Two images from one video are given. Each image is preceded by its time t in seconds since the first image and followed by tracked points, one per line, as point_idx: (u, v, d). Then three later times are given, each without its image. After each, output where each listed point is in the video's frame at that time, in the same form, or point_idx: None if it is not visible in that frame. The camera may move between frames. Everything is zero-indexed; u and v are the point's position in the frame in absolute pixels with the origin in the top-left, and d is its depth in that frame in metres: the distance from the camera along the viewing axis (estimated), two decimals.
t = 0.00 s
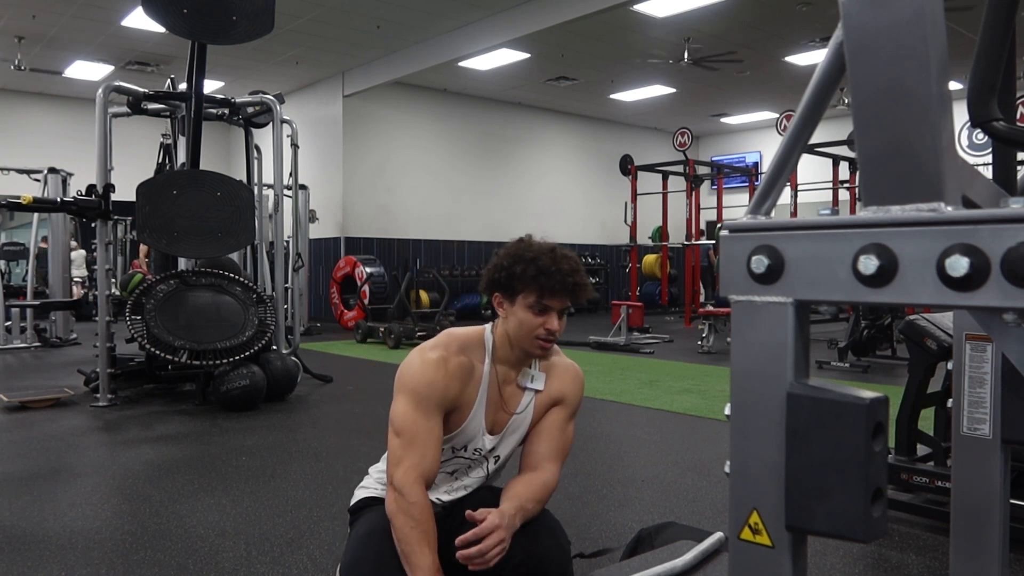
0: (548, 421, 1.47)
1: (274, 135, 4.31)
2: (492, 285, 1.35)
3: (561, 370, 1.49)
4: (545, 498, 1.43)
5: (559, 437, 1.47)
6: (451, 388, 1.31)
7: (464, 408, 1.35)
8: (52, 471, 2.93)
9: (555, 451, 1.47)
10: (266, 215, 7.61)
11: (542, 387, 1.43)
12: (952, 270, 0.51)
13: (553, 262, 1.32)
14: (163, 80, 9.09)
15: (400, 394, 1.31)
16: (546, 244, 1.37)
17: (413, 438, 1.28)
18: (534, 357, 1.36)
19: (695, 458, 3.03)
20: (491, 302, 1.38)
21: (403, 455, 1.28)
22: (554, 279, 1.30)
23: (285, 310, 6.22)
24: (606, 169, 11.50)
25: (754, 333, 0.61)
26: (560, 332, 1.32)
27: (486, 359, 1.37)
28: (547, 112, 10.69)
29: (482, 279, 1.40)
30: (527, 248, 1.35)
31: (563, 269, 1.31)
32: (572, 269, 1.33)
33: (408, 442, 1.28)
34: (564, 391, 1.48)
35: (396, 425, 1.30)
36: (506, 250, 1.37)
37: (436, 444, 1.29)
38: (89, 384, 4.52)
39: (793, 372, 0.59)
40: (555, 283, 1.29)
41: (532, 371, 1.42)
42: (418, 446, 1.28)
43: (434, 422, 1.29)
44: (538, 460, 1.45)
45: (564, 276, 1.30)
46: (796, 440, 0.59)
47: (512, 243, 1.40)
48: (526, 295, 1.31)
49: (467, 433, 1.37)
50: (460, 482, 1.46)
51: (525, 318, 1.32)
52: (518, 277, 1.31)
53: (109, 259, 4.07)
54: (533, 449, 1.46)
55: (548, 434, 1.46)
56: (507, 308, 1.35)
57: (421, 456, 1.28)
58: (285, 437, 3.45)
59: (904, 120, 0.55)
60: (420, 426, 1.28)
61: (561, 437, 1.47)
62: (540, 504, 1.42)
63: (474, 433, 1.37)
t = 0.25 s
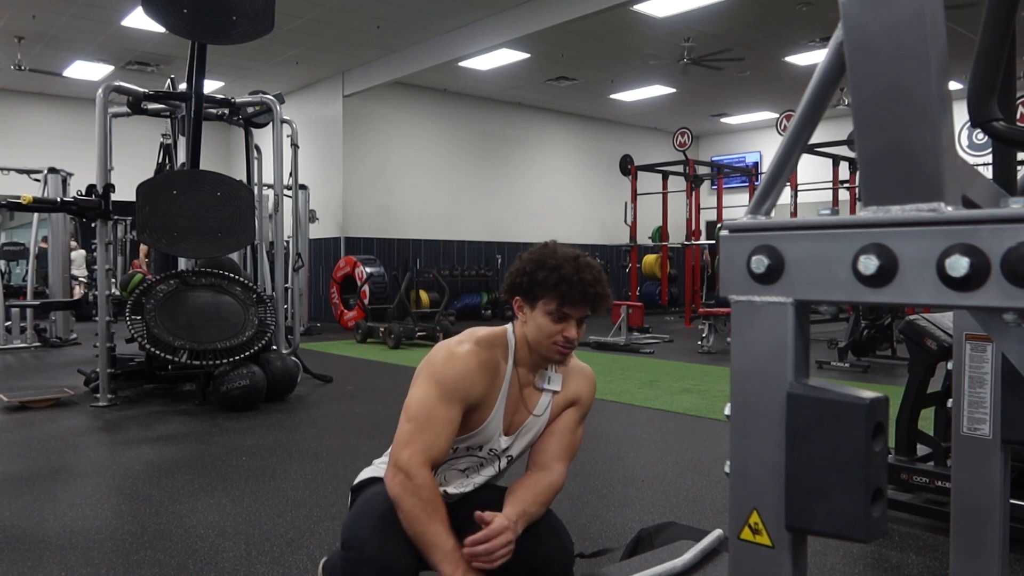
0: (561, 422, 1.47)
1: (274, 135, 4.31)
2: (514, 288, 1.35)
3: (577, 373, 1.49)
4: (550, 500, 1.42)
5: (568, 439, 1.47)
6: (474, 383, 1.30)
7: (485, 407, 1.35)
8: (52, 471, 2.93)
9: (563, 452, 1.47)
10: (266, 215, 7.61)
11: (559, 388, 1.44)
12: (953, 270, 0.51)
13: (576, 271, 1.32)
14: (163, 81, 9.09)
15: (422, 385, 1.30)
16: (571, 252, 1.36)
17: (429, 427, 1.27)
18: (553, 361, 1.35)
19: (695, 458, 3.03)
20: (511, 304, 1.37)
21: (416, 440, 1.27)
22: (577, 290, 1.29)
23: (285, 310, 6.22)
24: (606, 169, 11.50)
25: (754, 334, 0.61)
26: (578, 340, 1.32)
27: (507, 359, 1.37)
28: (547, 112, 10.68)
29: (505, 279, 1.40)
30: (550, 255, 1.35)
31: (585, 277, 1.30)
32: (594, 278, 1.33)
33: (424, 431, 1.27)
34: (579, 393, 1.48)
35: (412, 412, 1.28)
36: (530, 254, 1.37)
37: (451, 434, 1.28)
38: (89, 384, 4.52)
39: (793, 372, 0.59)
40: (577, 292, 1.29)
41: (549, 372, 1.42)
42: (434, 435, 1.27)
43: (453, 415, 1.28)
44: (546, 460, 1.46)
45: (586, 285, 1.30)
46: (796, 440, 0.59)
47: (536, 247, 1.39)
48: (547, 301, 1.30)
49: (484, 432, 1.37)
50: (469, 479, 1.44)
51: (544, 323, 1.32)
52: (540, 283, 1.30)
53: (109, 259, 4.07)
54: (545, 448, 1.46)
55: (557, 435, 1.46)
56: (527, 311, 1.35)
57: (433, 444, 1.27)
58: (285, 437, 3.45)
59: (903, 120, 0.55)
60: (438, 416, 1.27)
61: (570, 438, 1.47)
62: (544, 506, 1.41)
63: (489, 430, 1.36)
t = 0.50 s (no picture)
0: (560, 421, 1.47)
1: (274, 135, 4.31)
2: (512, 286, 1.35)
3: (575, 373, 1.50)
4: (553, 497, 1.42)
5: (567, 437, 1.47)
6: (478, 377, 1.30)
7: (488, 404, 1.34)
8: (52, 471, 2.93)
9: (562, 451, 1.46)
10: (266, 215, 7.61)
11: (559, 387, 1.44)
12: (952, 270, 0.51)
13: (573, 268, 1.32)
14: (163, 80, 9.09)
15: (424, 380, 1.29)
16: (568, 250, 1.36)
17: (430, 419, 1.26)
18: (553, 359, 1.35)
19: (695, 458, 3.03)
20: (509, 302, 1.38)
21: (416, 431, 1.26)
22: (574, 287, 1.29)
23: (285, 310, 6.23)
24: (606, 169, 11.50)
25: (754, 334, 0.61)
26: (576, 339, 1.32)
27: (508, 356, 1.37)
28: (547, 112, 10.69)
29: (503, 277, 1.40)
30: (547, 253, 1.35)
31: (581, 276, 1.30)
32: (592, 276, 1.33)
33: (426, 424, 1.26)
34: (578, 392, 1.48)
35: (413, 405, 1.28)
36: (528, 252, 1.37)
37: (454, 427, 1.27)
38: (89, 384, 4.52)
39: (793, 372, 0.59)
40: (573, 289, 1.29)
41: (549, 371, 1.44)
42: (437, 427, 1.26)
43: (457, 408, 1.27)
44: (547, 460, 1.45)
45: (583, 283, 1.30)
46: (796, 440, 0.59)
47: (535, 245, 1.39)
48: (545, 299, 1.30)
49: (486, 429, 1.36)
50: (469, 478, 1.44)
51: (543, 321, 1.31)
52: (537, 280, 1.30)
53: (109, 259, 4.07)
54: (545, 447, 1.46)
55: (556, 434, 1.46)
56: (526, 309, 1.35)
57: (438, 436, 1.26)
58: (285, 437, 3.45)
59: (904, 120, 0.55)
60: (440, 408, 1.26)
61: (569, 437, 1.47)
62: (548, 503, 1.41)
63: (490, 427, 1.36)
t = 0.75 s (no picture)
0: (551, 418, 1.47)
1: (274, 135, 4.31)
2: (496, 282, 1.36)
3: (563, 368, 1.50)
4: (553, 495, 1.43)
5: (559, 433, 1.48)
6: (465, 376, 1.29)
7: (478, 403, 1.34)
8: (52, 471, 2.93)
9: (555, 447, 1.47)
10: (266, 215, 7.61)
11: (549, 383, 1.44)
12: (952, 270, 0.51)
13: (557, 262, 1.32)
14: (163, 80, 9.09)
15: (411, 382, 1.29)
16: (552, 245, 1.36)
17: (417, 419, 1.25)
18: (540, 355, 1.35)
19: (695, 458, 3.03)
20: (495, 299, 1.38)
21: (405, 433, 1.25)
22: (558, 281, 1.29)
23: (285, 310, 6.23)
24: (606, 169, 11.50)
25: (754, 334, 0.61)
26: (562, 334, 1.31)
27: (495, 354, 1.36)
28: (547, 112, 10.69)
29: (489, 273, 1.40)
30: (530, 248, 1.35)
31: (566, 271, 1.30)
32: (577, 270, 1.33)
33: (413, 426, 1.25)
34: (566, 387, 1.48)
35: (400, 407, 1.27)
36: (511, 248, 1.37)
37: (443, 427, 1.26)
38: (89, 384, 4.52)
39: (793, 372, 0.59)
40: (557, 284, 1.28)
41: (537, 367, 1.43)
42: (425, 427, 1.25)
43: (445, 408, 1.27)
44: (541, 457, 1.46)
45: (567, 277, 1.30)
46: (796, 440, 0.59)
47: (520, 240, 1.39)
48: (531, 296, 1.30)
49: (478, 430, 1.36)
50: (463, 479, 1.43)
51: (528, 317, 1.31)
52: (521, 276, 1.30)
53: (109, 259, 4.07)
54: (538, 444, 1.47)
55: (548, 430, 1.47)
56: (511, 305, 1.35)
57: (426, 437, 1.25)
58: (285, 437, 3.45)
59: (904, 120, 0.55)
60: (424, 410, 1.25)
61: (560, 432, 1.48)
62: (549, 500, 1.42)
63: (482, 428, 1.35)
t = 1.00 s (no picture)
0: (536, 417, 1.47)
1: (273, 135, 4.31)
2: (468, 282, 1.34)
3: (542, 364, 1.48)
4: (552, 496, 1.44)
5: (547, 431, 1.48)
6: (446, 383, 1.28)
7: (461, 409, 1.32)
8: (52, 471, 2.93)
9: (544, 446, 1.47)
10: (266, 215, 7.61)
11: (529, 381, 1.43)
12: (952, 270, 0.51)
13: (524, 258, 1.30)
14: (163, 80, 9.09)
15: (393, 395, 1.27)
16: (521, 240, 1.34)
17: (403, 433, 1.25)
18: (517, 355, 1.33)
19: (696, 458, 3.03)
20: (469, 299, 1.36)
21: (393, 452, 1.25)
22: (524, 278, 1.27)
23: (285, 310, 6.22)
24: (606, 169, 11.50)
25: (754, 334, 0.61)
26: (534, 331, 1.30)
27: (473, 357, 1.34)
28: (547, 112, 10.68)
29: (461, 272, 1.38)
30: (498, 244, 1.33)
31: (534, 266, 1.28)
32: (546, 264, 1.31)
33: (400, 444, 1.25)
34: (546, 384, 1.48)
35: (384, 426, 1.26)
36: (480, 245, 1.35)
37: (430, 438, 1.26)
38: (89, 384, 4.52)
39: (793, 372, 0.59)
40: (524, 280, 1.27)
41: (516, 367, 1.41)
42: (412, 442, 1.25)
43: (430, 418, 1.26)
44: (533, 458, 1.46)
45: (534, 273, 1.28)
46: (796, 440, 0.59)
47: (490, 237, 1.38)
48: (502, 294, 1.28)
49: (462, 436, 1.34)
50: (457, 488, 1.42)
51: (499, 316, 1.30)
52: (488, 274, 1.29)
53: (109, 259, 4.07)
54: (527, 444, 1.47)
55: (536, 429, 1.47)
56: (483, 304, 1.33)
57: (414, 450, 1.25)
58: (285, 437, 3.45)
59: (904, 120, 0.55)
60: (410, 425, 1.25)
61: (548, 430, 1.48)
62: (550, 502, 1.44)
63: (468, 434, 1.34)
